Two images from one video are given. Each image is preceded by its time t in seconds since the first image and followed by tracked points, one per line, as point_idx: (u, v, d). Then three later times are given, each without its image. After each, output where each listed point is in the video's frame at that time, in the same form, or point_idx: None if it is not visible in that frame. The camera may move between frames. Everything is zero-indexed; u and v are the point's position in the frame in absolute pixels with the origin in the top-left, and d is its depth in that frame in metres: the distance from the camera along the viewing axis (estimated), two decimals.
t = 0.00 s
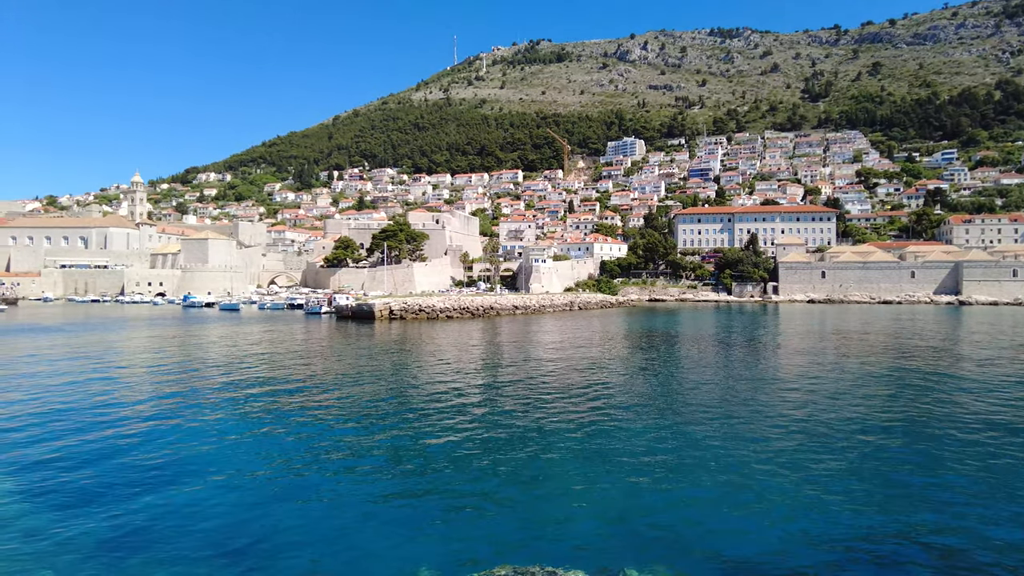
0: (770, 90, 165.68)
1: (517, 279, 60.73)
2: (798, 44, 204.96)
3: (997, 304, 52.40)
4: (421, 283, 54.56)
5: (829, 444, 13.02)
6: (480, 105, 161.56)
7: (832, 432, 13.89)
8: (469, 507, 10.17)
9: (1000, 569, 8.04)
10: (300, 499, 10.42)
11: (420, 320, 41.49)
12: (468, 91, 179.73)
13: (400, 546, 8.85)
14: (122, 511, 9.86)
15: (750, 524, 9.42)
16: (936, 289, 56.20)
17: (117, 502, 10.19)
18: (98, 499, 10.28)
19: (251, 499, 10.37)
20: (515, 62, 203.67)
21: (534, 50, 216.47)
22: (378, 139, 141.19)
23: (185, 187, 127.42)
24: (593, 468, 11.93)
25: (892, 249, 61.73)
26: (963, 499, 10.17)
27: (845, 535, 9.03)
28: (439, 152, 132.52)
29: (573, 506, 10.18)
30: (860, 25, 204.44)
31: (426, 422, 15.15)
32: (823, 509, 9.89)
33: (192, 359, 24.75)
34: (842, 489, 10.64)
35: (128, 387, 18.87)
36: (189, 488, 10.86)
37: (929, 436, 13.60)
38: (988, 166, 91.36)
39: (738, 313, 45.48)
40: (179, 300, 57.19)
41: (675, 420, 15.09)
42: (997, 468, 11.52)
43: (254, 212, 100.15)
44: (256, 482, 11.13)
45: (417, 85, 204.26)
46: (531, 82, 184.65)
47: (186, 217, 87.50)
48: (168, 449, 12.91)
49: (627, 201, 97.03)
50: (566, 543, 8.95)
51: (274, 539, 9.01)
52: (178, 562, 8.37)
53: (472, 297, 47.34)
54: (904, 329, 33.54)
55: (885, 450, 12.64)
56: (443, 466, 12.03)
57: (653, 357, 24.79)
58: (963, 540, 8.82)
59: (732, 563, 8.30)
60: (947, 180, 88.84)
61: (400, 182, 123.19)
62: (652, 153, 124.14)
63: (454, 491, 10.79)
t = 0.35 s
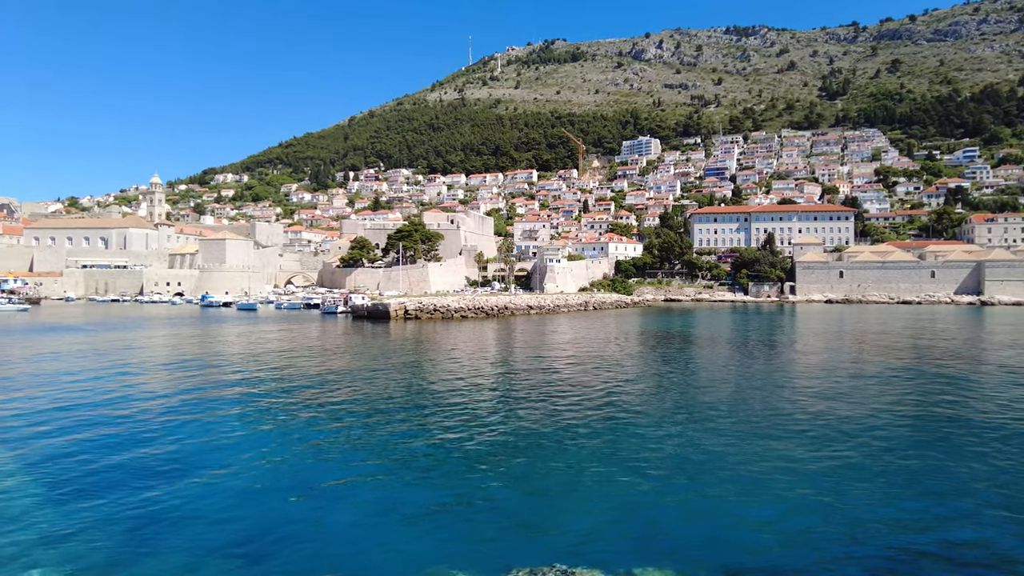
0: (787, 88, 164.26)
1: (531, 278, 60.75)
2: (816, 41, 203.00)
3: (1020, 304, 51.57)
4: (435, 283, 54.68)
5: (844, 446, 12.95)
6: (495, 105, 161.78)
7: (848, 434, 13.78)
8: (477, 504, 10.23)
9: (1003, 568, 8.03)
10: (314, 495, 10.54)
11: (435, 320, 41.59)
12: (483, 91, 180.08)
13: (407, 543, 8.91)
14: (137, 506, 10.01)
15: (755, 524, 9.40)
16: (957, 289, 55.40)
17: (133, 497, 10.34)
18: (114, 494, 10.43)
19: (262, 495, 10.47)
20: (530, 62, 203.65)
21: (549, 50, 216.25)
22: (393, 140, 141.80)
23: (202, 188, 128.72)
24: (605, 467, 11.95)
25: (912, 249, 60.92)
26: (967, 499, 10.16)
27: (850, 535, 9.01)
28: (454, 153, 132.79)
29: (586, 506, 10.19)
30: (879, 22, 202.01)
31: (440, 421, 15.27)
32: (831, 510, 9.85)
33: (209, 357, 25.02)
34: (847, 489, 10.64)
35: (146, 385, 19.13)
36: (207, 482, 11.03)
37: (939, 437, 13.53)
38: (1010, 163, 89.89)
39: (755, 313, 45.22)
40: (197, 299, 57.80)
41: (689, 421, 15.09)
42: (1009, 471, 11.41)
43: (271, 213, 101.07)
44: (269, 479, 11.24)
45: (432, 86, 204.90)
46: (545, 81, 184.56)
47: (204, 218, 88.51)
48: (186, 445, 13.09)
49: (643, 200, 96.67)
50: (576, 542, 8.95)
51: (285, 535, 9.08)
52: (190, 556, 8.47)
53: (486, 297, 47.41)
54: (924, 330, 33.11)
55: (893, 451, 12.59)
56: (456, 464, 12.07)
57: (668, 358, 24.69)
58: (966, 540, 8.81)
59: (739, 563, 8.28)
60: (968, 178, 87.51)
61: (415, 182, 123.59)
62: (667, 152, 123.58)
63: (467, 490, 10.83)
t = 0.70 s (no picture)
0: (805, 85, 162.60)
1: (547, 278, 60.68)
2: (834, 38, 200.77)
3: None
4: (451, 283, 54.80)
5: (863, 446, 12.83)
6: (510, 105, 161.86)
7: (868, 434, 13.63)
8: (487, 503, 10.27)
9: (1003, 567, 8.00)
10: (330, 493, 10.65)
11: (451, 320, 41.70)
12: (498, 91, 180.22)
13: (416, 540, 9.01)
14: (157, 501, 10.21)
15: (762, 523, 9.38)
16: (980, 289, 54.54)
17: (152, 493, 10.49)
18: (133, 491, 10.61)
19: (276, 494, 10.57)
20: (545, 61, 203.47)
21: (565, 49, 215.82)
22: (409, 140, 142.35)
23: (220, 189, 130.02)
24: (620, 467, 11.92)
25: (933, 248, 60.06)
26: (969, 499, 10.12)
27: (854, 534, 8.98)
28: (469, 153, 132.99)
29: (600, 505, 10.18)
30: (899, 18, 199.29)
31: (456, 420, 15.32)
32: (851, 510, 9.76)
33: (228, 357, 25.34)
34: (863, 489, 10.56)
35: (166, 384, 19.36)
36: (227, 480, 11.18)
37: (950, 438, 13.39)
38: None
39: (773, 313, 44.85)
40: (216, 299, 58.42)
41: (705, 421, 14.98)
42: None
43: (289, 213, 101.87)
44: (283, 478, 11.34)
45: (447, 86, 205.43)
46: (561, 80, 184.29)
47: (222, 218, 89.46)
48: (206, 443, 13.26)
49: (659, 200, 96.20)
50: (592, 542, 8.96)
51: (297, 532, 9.20)
52: (202, 552, 8.57)
53: (501, 297, 47.41)
54: (946, 330, 32.62)
55: (914, 451, 12.45)
56: (471, 463, 12.12)
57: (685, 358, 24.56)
58: (971, 539, 8.77)
59: (747, 561, 8.26)
60: (992, 176, 86.10)
61: (431, 182, 124.05)
62: (683, 151, 122.88)
63: (483, 489, 10.88)
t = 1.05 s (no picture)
0: (824, 83, 160.78)
1: (562, 278, 60.59)
2: (854, 35, 198.27)
3: None
4: (466, 282, 54.88)
5: (882, 447, 12.67)
6: (526, 105, 161.88)
7: (886, 435, 13.47)
8: (504, 504, 10.20)
9: None
10: (345, 490, 10.71)
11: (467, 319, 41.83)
12: (514, 91, 180.28)
13: (432, 540, 8.93)
14: (174, 497, 10.32)
15: (776, 524, 9.29)
16: (1004, 288, 53.61)
17: (170, 490, 10.57)
18: (150, 488, 10.65)
19: (291, 493, 10.56)
20: (561, 61, 203.17)
21: (580, 48, 215.25)
22: (425, 140, 142.88)
23: (239, 190, 131.60)
24: (635, 467, 11.86)
25: (956, 247, 59.11)
26: (996, 505, 9.79)
27: (878, 539, 8.75)
28: (485, 152, 133.15)
29: (613, 505, 10.15)
30: (921, 13, 196.27)
31: (471, 419, 15.29)
32: (868, 512, 9.65)
33: (246, 355, 25.56)
34: (881, 490, 10.43)
35: (186, 382, 19.58)
36: (243, 476, 11.27)
37: (971, 439, 13.20)
38: None
39: (791, 313, 44.42)
40: (234, 298, 59.07)
41: (722, 421, 14.86)
42: None
43: (307, 214, 102.67)
44: (298, 476, 11.41)
45: (463, 86, 205.91)
46: (576, 80, 183.93)
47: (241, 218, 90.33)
48: (225, 440, 13.39)
49: (675, 199, 95.66)
50: (605, 542, 8.91)
51: (312, 532, 9.15)
52: (218, 552, 8.53)
53: (517, 296, 47.37)
54: (969, 331, 32.02)
55: (935, 453, 12.26)
56: (485, 462, 12.14)
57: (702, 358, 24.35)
58: (992, 542, 8.62)
59: (767, 565, 8.11)
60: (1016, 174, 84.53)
61: (447, 182, 124.41)
62: (700, 150, 122.10)
63: (496, 487, 10.89)
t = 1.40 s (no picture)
0: (843, 80, 158.86)
1: (578, 278, 60.52)
2: (874, 31, 195.54)
3: None
4: (482, 282, 54.97)
5: (896, 447, 12.56)
6: (541, 104, 161.77)
7: (901, 435, 13.37)
8: (514, 501, 10.25)
9: None
10: (357, 485, 10.82)
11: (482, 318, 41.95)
12: (530, 91, 180.20)
13: (442, 537, 8.97)
14: (190, 490, 10.48)
15: (786, 524, 9.28)
16: None
17: (187, 484, 10.71)
18: (168, 481, 10.81)
19: (304, 490, 10.57)
20: (577, 60, 202.65)
21: (597, 47, 214.56)
22: (440, 140, 143.31)
23: (257, 190, 132.88)
24: (646, 466, 11.85)
25: (978, 246, 58.16)
26: (1013, 507, 9.64)
27: (892, 540, 8.67)
28: (500, 152, 133.26)
29: (623, 502, 10.17)
30: (944, 8, 193.00)
31: (484, 418, 15.32)
32: (880, 511, 9.58)
33: (262, 354, 25.78)
34: (892, 490, 10.37)
35: (203, 379, 19.78)
36: (258, 470, 11.40)
37: (988, 440, 13.05)
38: None
39: (809, 313, 44.00)
40: (251, 297, 59.71)
41: (736, 421, 14.76)
42: None
43: (324, 214, 103.43)
44: (311, 471, 11.51)
45: (479, 87, 206.25)
46: (592, 79, 183.40)
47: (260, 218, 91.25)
48: (241, 436, 13.52)
49: (692, 198, 95.15)
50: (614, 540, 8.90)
51: (325, 526, 9.22)
52: (232, 545, 8.63)
53: (532, 296, 47.34)
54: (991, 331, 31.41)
55: (951, 453, 12.14)
56: (497, 459, 12.19)
57: (719, 358, 24.14)
58: (1006, 544, 8.52)
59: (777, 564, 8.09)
60: None
61: (463, 182, 124.69)
62: (717, 148, 121.26)
63: (507, 484, 10.93)
